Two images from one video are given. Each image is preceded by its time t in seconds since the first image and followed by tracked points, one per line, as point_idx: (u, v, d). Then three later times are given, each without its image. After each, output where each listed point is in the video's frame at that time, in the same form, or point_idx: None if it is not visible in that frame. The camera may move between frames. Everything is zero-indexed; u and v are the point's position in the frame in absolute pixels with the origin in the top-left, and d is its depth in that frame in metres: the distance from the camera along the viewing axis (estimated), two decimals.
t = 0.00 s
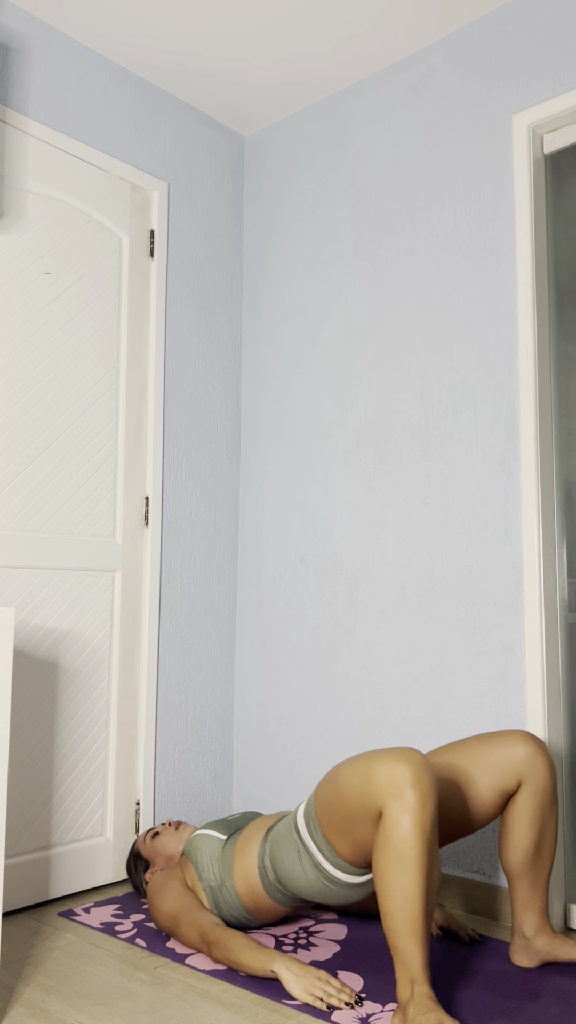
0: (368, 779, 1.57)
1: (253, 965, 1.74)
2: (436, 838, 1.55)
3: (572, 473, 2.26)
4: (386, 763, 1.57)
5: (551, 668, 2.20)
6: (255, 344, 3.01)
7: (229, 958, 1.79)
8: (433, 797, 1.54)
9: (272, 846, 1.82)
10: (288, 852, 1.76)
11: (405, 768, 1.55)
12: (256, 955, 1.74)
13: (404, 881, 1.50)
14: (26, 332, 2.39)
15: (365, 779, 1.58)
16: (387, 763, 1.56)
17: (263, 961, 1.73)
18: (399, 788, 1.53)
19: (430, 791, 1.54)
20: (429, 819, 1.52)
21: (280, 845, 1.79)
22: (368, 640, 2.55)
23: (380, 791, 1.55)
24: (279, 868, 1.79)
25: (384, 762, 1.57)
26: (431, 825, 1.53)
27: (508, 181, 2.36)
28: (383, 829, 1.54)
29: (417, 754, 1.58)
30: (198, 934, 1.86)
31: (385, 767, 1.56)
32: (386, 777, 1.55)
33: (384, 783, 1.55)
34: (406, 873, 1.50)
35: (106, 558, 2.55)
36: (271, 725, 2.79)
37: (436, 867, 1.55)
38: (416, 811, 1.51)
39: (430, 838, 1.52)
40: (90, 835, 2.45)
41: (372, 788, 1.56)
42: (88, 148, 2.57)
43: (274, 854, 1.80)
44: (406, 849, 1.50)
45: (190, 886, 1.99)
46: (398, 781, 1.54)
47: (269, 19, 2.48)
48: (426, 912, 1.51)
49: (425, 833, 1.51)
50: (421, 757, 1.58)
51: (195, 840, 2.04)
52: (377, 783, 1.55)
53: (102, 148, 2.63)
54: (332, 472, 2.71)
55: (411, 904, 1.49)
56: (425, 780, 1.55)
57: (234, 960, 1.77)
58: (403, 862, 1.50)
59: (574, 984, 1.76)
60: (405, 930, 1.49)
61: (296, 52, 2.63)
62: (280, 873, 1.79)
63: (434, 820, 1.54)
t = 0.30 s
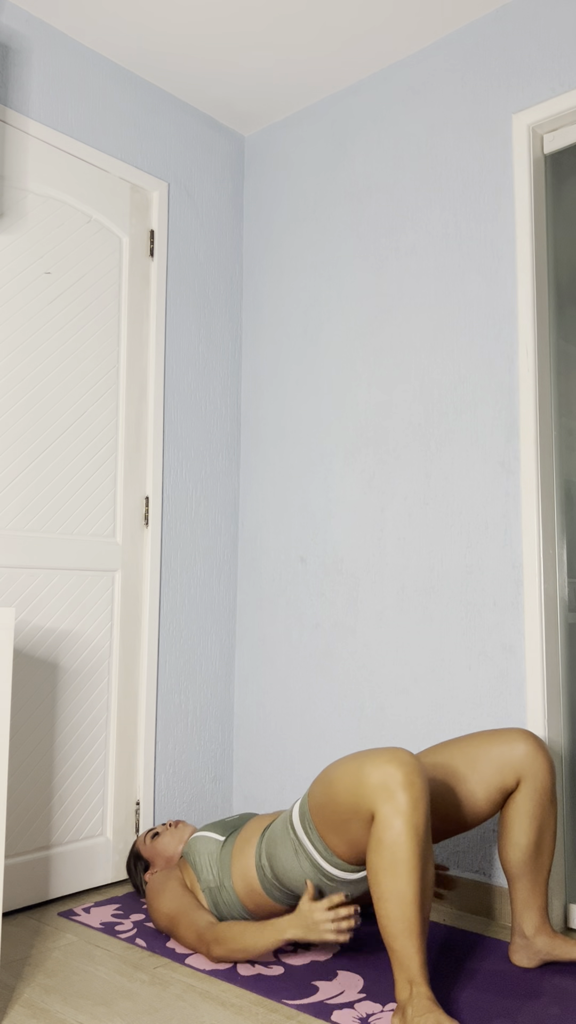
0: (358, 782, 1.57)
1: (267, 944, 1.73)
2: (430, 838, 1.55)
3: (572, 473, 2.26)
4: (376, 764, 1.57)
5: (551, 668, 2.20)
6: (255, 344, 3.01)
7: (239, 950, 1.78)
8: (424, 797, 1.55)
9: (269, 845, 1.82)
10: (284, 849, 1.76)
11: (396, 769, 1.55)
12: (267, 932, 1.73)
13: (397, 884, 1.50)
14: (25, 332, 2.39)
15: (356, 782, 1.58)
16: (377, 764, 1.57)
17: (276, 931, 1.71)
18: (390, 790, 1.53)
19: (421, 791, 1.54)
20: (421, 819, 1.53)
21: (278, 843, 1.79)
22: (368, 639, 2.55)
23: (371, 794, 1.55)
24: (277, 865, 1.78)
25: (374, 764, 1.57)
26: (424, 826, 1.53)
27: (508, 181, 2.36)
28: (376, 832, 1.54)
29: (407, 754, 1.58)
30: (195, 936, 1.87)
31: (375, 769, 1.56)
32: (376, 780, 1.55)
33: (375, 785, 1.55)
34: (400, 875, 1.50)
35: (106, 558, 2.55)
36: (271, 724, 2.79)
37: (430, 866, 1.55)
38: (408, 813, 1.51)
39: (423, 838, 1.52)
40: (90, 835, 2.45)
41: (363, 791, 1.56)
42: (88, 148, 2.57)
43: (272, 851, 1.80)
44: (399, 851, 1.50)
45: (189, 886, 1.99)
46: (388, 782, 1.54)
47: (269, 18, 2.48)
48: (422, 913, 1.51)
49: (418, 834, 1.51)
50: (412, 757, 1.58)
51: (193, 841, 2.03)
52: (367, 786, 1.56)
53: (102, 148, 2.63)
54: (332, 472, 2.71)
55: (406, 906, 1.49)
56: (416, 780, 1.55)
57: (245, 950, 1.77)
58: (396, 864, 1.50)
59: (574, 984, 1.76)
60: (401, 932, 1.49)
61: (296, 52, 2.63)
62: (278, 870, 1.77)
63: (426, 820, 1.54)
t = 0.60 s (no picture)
0: (358, 783, 1.57)
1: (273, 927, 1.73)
2: (429, 838, 1.54)
3: (572, 473, 2.26)
4: (374, 765, 1.56)
5: (551, 668, 2.19)
6: (255, 344, 3.01)
7: (242, 937, 1.77)
8: (424, 798, 1.54)
9: (269, 847, 1.83)
10: (285, 852, 1.76)
11: (395, 770, 1.54)
12: (270, 917, 1.73)
13: (397, 885, 1.50)
14: (25, 331, 2.39)
15: (356, 783, 1.58)
16: (376, 765, 1.56)
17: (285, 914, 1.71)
18: (389, 791, 1.53)
19: (420, 792, 1.54)
20: (420, 820, 1.52)
21: (278, 846, 1.79)
22: (368, 639, 2.55)
23: (370, 795, 1.55)
24: (277, 869, 1.78)
25: (373, 765, 1.57)
26: (423, 826, 1.52)
27: (508, 182, 2.36)
28: (375, 832, 1.54)
29: (407, 755, 1.58)
30: (195, 935, 1.87)
31: (374, 770, 1.56)
32: (375, 781, 1.55)
33: (374, 786, 1.55)
34: (400, 876, 1.50)
35: (106, 558, 2.55)
36: (271, 724, 2.79)
37: (430, 867, 1.55)
38: (406, 814, 1.51)
39: (423, 839, 1.52)
40: (90, 835, 2.45)
41: (362, 792, 1.56)
42: (88, 149, 2.57)
43: (272, 855, 1.80)
44: (398, 852, 1.50)
45: (189, 886, 1.99)
46: (387, 783, 1.54)
47: (269, 18, 2.48)
48: (422, 913, 1.51)
49: (417, 834, 1.51)
50: (411, 757, 1.58)
51: (194, 841, 2.03)
52: (366, 786, 1.55)
53: (102, 148, 2.63)
54: (332, 472, 2.71)
55: (406, 907, 1.49)
56: (415, 781, 1.55)
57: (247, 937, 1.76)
58: (395, 865, 1.50)
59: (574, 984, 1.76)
60: (401, 933, 1.49)
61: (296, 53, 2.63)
62: (278, 874, 1.78)
63: (426, 820, 1.54)
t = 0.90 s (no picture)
0: (361, 783, 1.57)
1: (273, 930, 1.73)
2: (432, 838, 1.54)
3: (572, 473, 2.26)
4: (378, 765, 1.56)
5: (551, 669, 2.20)
6: (255, 344, 3.01)
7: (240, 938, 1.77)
8: (428, 798, 1.54)
9: (270, 851, 1.82)
10: (286, 858, 1.76)
11: (398, 770, 1.54)
12: (271, 920, 1.73)
13: (399, 885, 1.50)
14: (25, 331, 2.39)
15: (359, 783, 1.58)
16: (380, 765, 1.56)
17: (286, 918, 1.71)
18: (393, 791, 1.53)
19: (424, 792, 1.54)
20: (424, 820, 1.52)
21: (279, 852, 1.79)
22: (368, 639, 2.55)
23: (373, 795, 1.55)
24: (278, 874, 1.78)
25: (377, 765, 1.57)
26: (426, 826, 1.52)
27: (508, 182, 2.36)
28: (378, 832, 1.54)
29: (410, 755, 1.58)
30: (195, 936, 1.87)
31: (378, 770, 1.56)
32: (379, 781, 1.55)
33: (378, 786, 1.55)
34: (402, 876, 1.50)
35: (106, 558, 2.55)
36: (271, 724, 2.79)
37: (433, 867, 1.55)
38: (409, 813, 1.51)
39: (426, 839, 1.52)
40: (90, 835, 2.45)
41: (366, 792, 1.56)
42: (88, 149, 2.57)
43: (273, 860, 1.80)
44: (401, 852, 1.50)
45: (189, 886, 1.99)
46: (391, 783, 1.54)
47: (269, 19, 2.47)
48: (423, 914, 1.51)
49: (420, 834, 1.51)
50: (415, 758, 1.58)
51: (196, 841, 2.03)
52: (370, 786, 1.55)
53: (102, 148, 2.63)
54: (332, 472, 2.71)
55: (408, 907, 1.49)
56: (419, 781, 1.54)
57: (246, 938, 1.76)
58: (398, 865, 1.50)
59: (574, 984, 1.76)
60: (402, 933, 1.49)
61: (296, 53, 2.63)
62: (279, 879, 1.78)
63: (429, 820, 1.54)
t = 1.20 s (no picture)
0: (368, 782, 1.57)
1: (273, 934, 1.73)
2: (437, 839, 1.54)
3: (572, 473, 2.26)
4: (385, 765, 1.56)
5: (551, 668, 2.20)
6: (255, 344, 3.01)
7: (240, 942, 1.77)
8: (434, 798, 1.54)
9: (276, 866, 1.82)
10: (293, 876, 1.76)
11: (405, 769, 1.54)
12: (268, 922, 1.73)
13: (403, 885, 1.50)
14: (25, 331, 2.39)
15: (366, 782, 1.57)
16: (387, 765, 1.56)
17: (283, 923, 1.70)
18: (399, 790, 1.52)
19: (430, 792, 1.54)
20: (430, 820, 1.52)
21: (286, 869, 1.79)
22: (368, 639, 2.55)
23: (380, 794, 1.54)
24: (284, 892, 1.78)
25: (384, 765, 1.57)
26: (432, 826, 1.52)
27: (509, 182, 2.36)
28: (383, 831, 1.53)
29: (417, 755, 1.58)
30: (195, 936, 1.87)
31: (385, 770, 1.56)
32: (386, 780, 1.54)
33: (385, 786, 1.54)
34: (407, 876, 1.50)
35: (106, 558, 2.55)
36: (271, 724, 2.79)
37: (437, 867, 1.55)
38: (416, 812, 1.51)
39: (431, 839, 1.52)
40: (90, 836, 2.45)
41: (372, 791, 1.55)
42: (88, 148, 2.58)
43: (279, 876, 1.80)
44: (406, 852, 1.50)
45: (190, 886, 1.99)
46: (397, 783, 1.53)
47: (269, 19, 2.48)
48: (427, 914, 1.51)
49: (426, 834, 1.51)
50: (422, 758, 1.57)
51: (198, 842, 2.02)
52: (376, 786, 1.55)
53: (102, 148, 2.63)
54: (332, 472, 2.71)
55: (411, 907, 1.49)
56: (426, 781, 1.54)
57: (246, 942, 1.76)
58: (403, 864, 1.50)
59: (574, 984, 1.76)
60: (405, 933, 1.49)
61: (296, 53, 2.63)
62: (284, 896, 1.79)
63: (435, 820, 1.53)
